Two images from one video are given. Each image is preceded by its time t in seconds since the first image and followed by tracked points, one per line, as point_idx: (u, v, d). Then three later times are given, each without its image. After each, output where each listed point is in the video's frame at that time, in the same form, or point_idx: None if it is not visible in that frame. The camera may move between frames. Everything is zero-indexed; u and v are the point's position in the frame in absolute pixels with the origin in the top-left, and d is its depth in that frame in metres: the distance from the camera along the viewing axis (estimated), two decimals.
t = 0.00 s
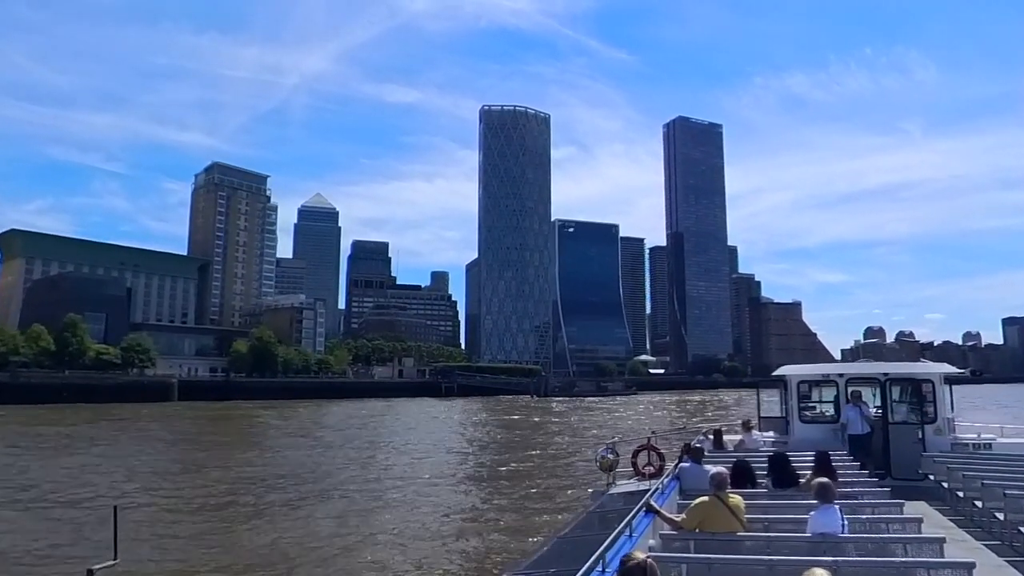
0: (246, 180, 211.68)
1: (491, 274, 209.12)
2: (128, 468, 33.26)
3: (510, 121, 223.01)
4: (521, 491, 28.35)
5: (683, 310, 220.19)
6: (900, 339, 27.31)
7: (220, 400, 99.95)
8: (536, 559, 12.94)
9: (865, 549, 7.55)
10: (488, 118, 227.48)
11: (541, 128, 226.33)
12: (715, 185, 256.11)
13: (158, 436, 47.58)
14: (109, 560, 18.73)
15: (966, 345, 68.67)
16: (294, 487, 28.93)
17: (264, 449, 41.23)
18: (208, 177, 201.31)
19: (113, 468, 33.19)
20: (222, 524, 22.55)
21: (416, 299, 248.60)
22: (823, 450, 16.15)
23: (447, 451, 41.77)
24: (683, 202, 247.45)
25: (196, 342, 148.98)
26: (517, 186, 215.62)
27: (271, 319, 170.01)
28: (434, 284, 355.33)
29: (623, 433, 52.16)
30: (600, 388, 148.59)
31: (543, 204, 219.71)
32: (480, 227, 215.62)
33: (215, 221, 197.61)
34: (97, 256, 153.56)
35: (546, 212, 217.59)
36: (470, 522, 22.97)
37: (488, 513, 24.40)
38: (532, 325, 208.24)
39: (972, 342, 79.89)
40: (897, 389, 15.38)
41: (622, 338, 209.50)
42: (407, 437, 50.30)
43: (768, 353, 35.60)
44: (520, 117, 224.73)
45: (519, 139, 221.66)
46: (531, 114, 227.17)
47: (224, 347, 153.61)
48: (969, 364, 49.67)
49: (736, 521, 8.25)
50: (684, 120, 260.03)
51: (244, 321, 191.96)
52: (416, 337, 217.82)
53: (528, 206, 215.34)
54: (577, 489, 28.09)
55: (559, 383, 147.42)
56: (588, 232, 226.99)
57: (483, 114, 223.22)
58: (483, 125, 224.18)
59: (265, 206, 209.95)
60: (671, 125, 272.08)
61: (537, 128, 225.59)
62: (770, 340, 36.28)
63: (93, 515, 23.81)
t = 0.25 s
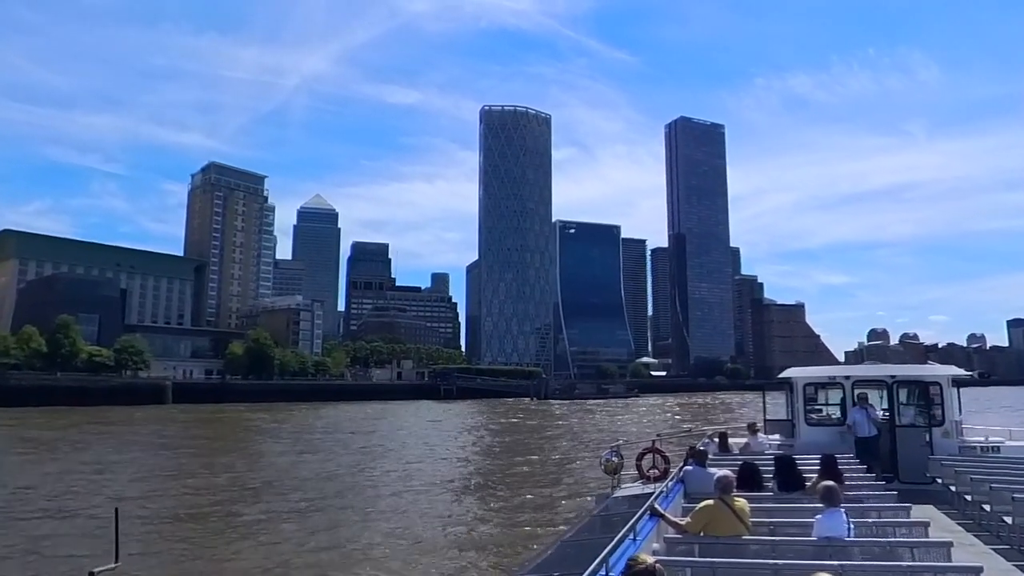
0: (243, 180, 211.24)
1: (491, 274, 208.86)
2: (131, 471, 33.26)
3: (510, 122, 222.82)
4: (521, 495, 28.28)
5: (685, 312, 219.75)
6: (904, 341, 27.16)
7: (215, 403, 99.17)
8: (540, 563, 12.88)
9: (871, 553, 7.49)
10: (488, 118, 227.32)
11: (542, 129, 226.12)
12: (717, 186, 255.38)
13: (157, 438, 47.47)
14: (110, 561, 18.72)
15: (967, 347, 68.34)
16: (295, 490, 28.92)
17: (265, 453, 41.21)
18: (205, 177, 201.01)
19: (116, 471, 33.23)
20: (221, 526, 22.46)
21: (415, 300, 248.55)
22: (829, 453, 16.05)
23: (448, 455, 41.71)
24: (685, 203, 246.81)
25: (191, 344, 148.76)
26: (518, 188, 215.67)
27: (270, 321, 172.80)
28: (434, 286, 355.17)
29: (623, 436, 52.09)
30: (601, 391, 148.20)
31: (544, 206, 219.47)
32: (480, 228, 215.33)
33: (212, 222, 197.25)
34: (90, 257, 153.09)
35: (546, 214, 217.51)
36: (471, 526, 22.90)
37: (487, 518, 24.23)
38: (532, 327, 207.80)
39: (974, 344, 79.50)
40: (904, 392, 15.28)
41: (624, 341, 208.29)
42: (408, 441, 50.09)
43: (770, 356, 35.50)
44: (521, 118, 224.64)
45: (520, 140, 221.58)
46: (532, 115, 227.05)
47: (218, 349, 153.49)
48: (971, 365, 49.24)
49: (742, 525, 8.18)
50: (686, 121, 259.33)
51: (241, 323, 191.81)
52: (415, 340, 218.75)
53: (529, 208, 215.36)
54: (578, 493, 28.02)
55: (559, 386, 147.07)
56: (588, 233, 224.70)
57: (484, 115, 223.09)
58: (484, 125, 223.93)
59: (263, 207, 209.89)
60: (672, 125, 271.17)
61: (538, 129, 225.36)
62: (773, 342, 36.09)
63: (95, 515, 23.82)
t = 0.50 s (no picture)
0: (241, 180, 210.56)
1: (491, 276, 211.40)
2: (134, 475, 33.32)
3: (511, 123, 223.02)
4: (522, 498, 28.26)
5: (687, 313, 219.56)
6: (908, 343, 27.03)
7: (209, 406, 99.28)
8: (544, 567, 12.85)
9: (877, 557, 7.45)
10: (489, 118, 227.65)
11: (543, 130, 226.35)
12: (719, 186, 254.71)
13: (157, 441, 47.51)
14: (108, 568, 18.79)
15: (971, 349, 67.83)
16: (295, 494, 28.98)
17: (268, 456, 41.30)
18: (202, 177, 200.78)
19: (118, 475, 33.37)
20: (215, 533, 22.24)
21: (414, 302, 248.18)
22: (835, 456, 15.95)
23: (449, 458, 41.73)
24: (687, 203, 246.34)
25: (187, 345, 148.95)
26: (518, 188, 216.67)
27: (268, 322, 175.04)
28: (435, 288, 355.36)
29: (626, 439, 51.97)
30: (603, 393, 147.71)
31: (545, 206, 219.83)
32: (480, 228, 216.49)
33: (208, 222, 197.00)
34: (84, 258, 153.01)
35: (546, 215, 218.52)
36: (471, 530, 22.88)
37: (485, 524, 23.78)
38: (533, 329, 207.72)
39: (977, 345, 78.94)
40: (911, 394, 15.18)
41: (625, 342, 206.42)
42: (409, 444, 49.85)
43: (774, 358, 35.36)
44: (521, 119, 225.72)
45: (520, 141, 222.25)
46: (533, 115, 227.52)
47: (215, 351, 153.82)
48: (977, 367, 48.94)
49: (746, 528, 8.13)
50: (688, 121, 258.67)
51: (238, 325, 192.04)
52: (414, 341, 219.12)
53: (529, 208, 216.25)
54: (580, 497, 27.98)
55: (560, 388, 146.57)
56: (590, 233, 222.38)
57: (484, 115, 223.41)
58: (484, 126, 224.16)
59: (260, 207, 209.95)
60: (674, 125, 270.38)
61: (539, 129, 225.71)
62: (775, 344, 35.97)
63: (97, 522, 23.93)
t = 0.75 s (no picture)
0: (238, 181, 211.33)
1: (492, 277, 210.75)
2: (139, 476, 33.43)
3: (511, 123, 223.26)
4: (522, 502, 28.23)
5: (690, 315, 219.37)
6: (911, 345, 26.95)
7: (204, 408, 99.42)
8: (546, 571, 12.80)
9: (884, 561, 7.39)
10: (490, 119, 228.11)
11: (543, 130, 226.59)
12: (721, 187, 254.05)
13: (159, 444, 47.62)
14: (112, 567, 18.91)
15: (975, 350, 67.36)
16: (298, 497, 29.05)
17: (270, 458, 41.34)
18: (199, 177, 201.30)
19: (122, 476, 33.50)
20: (212, 537, 22.11)
21: (415, 304, 248.54)
22: (842, 459, 15.84)
23: (450, 461, 41.72)
24: (689, 204, 245.84)
25: (183, 347, 149.38)
26: (518, 189, 216.48)
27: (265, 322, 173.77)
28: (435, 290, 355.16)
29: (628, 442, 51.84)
30: (604, 395, 147.51)
31: (545, 207, 219.75)
32: (481, 229, 216.31)
33: (205, 223, 197.56)
34: (78, 258, 153.52)
35: (547, 215, 218.08)
36: (470, 535, 22.83)
37: (485, 529, 23.57)
38: (534, 331, 207.59)
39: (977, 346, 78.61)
40: (919, 396, 15.06)
41: (627, 344, 206.20)
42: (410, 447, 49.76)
43: (777, 360, 35.24)
44: (522, 119, 225.43)
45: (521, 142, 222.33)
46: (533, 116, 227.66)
47: (210, 353, 154.25)
48: (980, 369, 48.70)
49: (752, 532, 8.10)
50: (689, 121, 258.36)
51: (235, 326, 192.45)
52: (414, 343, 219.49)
53: (530, 209, 216.03)
54: (581, 500, 27.91)
55: (560, 390, 146.22)
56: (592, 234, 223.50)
57: (484, 116, 223.77)
58: (484, 126, 224.55)
59: (257, 207, 210.48)
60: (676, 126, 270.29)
61: (539, 130, 225.84)
62: (778, 346, 35.91)
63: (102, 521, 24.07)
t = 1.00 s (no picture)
0: (236, 181, 211.86)
1: (492, 278, 210.45)
2: (142, 481, 33.55)
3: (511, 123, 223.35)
4: (522, 506, 28.20)
5: (691, 317, 218.88)
6: (915, 347, 26.78)
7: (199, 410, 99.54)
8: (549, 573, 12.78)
9: (891, 564, 7.32)
10: (490, 119, 228.46)
11: (544, 130, 226.68)
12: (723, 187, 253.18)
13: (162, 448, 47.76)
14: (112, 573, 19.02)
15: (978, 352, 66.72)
16: (298, 501, 29.12)
17: (272, 463, 41.41)
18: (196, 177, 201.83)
19: (125, 481, 33.67)
20: (211, 544, 21.95)
21: (415, 306, 248.72)
22: (849, 461, 15.74)
23: (450, 464, 41.71)
24: (691, 205, 245.22)
25: (179, 348, 149.76)
26: (519, 189, 216.27)
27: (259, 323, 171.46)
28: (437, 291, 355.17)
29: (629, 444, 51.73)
30: (605, 398, 147.28)
31: (546, 208, 219.72)
32: (481, 230, 216.22)
33: (201, 223, 198.01)
34: (72, 259, 154.08)
35: (548, 216, 217.85)
36: (470, 540, 22.80)
37: (485, 534, 23.58)
38: (535, 332, 207.48)
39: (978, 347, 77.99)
40: (926, 398, 14.98)
41: (629, 346, 206.50)
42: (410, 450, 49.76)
43: (780, 362, 35.11)
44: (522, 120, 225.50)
45: (521, 143, 222.39)
46: (534, 116, 227.70)
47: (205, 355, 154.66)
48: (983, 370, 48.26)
49: (758, 536, 8.04)
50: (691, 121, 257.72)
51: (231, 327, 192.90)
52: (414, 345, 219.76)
53: (530, 210, 215.94)
54: (582, 504, 27.83)
55: (561, 392, 145.93)
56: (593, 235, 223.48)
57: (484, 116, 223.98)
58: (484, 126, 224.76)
59: (254, 208, 211.02)
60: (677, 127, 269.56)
61: (540, 130, 225.92)
62: (781, 348, 35.71)
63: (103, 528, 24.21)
